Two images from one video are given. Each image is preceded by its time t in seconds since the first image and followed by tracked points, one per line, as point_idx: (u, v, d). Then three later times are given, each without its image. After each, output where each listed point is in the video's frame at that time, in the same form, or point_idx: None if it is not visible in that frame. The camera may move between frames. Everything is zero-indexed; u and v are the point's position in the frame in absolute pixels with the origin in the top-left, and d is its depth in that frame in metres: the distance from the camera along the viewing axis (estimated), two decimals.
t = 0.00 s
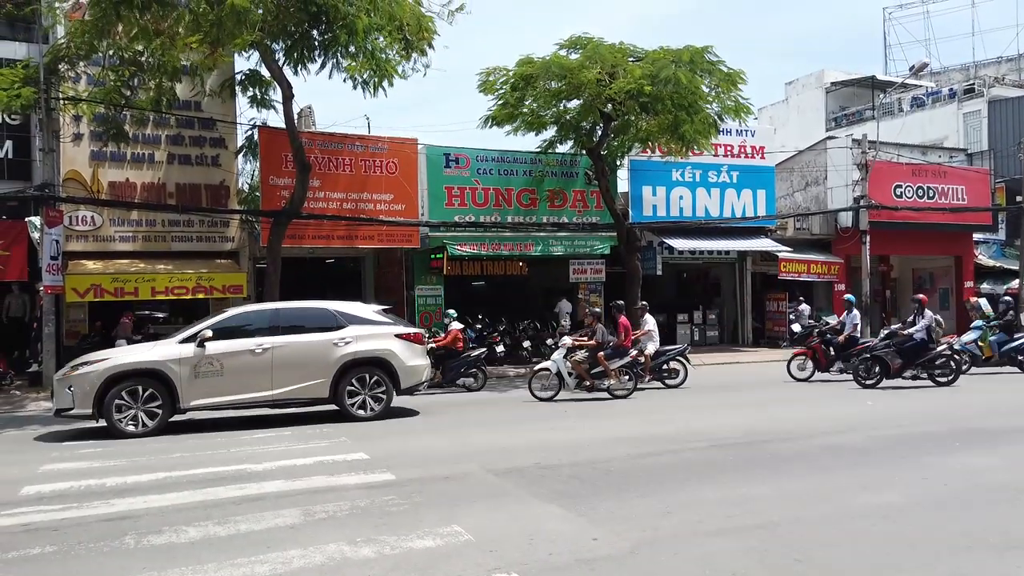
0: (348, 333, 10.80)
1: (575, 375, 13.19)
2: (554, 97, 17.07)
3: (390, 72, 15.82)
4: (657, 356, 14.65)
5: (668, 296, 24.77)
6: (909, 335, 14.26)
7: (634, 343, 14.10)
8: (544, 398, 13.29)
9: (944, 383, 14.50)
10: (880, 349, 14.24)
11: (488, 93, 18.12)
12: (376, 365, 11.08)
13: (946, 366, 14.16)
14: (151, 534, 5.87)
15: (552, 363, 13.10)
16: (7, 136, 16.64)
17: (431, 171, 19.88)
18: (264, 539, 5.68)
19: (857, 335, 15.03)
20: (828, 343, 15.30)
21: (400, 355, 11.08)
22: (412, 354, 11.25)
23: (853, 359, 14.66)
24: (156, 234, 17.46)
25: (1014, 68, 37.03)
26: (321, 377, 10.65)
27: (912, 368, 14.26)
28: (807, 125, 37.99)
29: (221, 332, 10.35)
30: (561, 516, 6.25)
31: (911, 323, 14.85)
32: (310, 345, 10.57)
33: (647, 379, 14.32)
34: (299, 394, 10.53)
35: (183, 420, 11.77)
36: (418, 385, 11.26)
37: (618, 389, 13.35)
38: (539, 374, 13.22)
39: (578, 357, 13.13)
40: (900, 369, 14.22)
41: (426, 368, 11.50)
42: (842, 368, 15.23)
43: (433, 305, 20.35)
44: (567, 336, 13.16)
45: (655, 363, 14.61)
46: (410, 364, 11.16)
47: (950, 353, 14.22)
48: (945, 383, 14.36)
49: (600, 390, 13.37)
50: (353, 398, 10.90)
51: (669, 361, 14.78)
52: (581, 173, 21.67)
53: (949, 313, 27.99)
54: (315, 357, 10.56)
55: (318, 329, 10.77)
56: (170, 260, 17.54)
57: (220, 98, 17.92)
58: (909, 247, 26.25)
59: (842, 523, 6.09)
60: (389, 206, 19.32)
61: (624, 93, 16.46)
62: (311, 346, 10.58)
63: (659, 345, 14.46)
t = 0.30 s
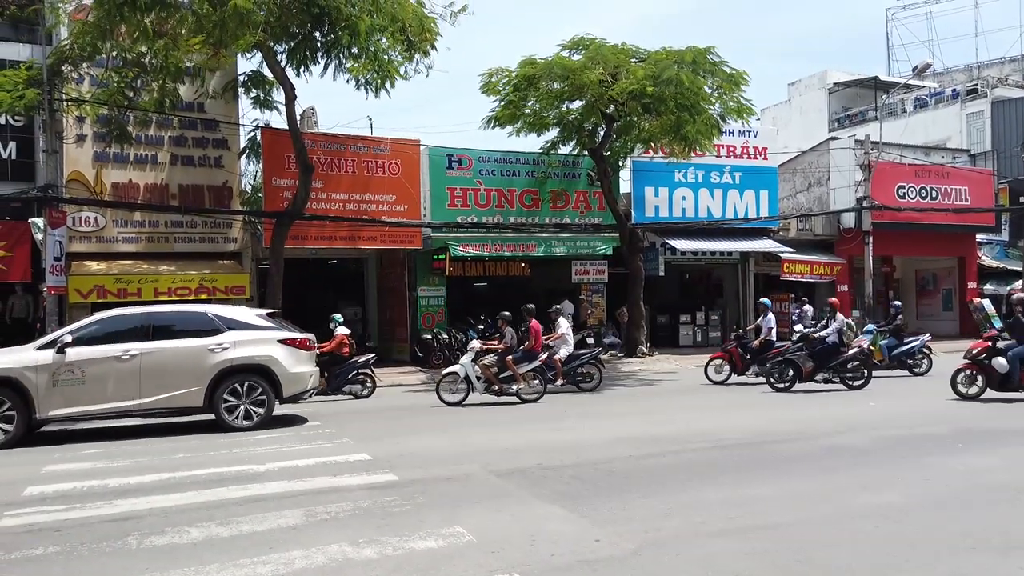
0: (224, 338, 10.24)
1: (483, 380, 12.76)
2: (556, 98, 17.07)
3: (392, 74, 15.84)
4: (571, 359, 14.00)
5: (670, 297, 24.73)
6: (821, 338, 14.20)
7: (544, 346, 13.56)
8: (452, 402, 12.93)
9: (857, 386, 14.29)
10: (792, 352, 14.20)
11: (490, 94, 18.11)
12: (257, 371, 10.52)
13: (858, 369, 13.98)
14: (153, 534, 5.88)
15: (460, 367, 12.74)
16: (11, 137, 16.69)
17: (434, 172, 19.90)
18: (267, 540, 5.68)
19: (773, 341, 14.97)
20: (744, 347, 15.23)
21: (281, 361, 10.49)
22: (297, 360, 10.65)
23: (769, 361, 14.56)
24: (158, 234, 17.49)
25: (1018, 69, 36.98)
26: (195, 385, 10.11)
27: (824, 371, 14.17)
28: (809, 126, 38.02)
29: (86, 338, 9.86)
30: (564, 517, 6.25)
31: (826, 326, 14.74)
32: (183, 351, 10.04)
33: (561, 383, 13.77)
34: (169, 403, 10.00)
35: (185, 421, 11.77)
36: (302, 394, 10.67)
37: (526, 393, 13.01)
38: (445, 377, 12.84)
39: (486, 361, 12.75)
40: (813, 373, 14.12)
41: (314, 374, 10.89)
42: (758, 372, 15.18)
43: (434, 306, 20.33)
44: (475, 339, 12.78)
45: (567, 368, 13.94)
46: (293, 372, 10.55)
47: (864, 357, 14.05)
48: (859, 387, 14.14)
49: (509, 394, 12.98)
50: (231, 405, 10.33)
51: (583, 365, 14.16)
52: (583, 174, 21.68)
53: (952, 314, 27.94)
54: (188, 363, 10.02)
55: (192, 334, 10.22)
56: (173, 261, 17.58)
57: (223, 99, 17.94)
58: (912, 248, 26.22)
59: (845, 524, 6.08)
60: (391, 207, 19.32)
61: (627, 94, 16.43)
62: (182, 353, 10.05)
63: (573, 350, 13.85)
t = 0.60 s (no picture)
0: (82, 344, 9.78)
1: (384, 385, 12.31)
2: (558, 99, 17.09)
3: (394, 75, 15.87)
4: (481, 363, 13.93)
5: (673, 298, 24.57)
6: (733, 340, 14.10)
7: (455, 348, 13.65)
8: (351, 407, 12.63)
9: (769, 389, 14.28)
10: (704, 355, 14.15)
11: (492, 95, 18.12)
12: (120, 379, 10.07)
13: (770, 372, 13.98)
14: (156, 535, 5.89)
15: (360, 371, 12.36)
16: (14, 138, 16.72)
17: (436, 172, 19.90)
18: (270, 540, 5.69)
19: (689, 344, 14.78)
20: (662, 350, 15.07)
21: (145, 368, 10.06)
22: (164, 367, 10.26)
23: (683, 363, 14.37)
24: (161, 235, 17.52)
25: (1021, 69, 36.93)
26: (49, 394, 9.60)
27: (736, 373, 14.06)
28: (811, 127, 37.98)
29: None
30: (566, 518, 6.25)
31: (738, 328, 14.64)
32: (37, 358, 9.55)
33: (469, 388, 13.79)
34: (20, 413, 9.46)
35: (188, 422, 11.78)
36: (167, 401, 10.24)
37: (429, 398, 12.62)
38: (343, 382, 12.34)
39: (387, 365, 12.31)
40: (724, 376, 14.04)
41: (182, 382, 10.51)
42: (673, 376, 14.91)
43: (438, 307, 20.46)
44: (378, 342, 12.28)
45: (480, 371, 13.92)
46: (159, 379, 10.15)
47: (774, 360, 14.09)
48: (770, 390, 14.11)
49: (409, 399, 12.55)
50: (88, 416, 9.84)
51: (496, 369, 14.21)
52: (585, 175, 21.69)
53: (955, 315, 27.90)
54: (39, 372, 9.53)
55: (43, 341, 9.74)
56: (176, 261, 17.61)
57: (225, 100, 17.97)
58: (915, 249, 26.18)
59: (848, 525, 6.07)
60: (393, 207, 19.34)
61: (629, 94, 16.41)
62: (37, 360, 9.55)
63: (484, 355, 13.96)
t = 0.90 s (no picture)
0: None
1: (273, 391, 12.06)
2: (560, 100, 17.12)
3: (396, 76, 15.89)
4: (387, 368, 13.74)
5: (674, 299, 24.87)
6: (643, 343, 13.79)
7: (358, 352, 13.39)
8: (240, 415, 12.21)
9: (681, 393, 14.01)
10: (616, 359, 13.77)
11: (494, 95, 18.12)
12: None
13: (680, 375, 13.68)
14: (158, 535, 5.90)
15: (247, 377, 11.97)
16: (17, 139, 16.76)
17: (439, 173, 19.91)
18: (273, 540, 5.70)
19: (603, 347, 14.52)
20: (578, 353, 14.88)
21: None
22: None
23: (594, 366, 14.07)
24: (164, 235, 17.55)
25: None
26: None
27: (647, 378, 13.68)
28: (814, 127, 37.91)
29: None
30: (567, 519, 6.25)
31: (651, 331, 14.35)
32: None
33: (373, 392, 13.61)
34: None
35: (190, 422, 11.80)
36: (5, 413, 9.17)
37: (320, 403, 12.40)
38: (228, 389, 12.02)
39: (276, 370, 12.07)
40: (635, 380, 13.63)
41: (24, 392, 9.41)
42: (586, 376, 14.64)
43: (439, 308, 20.38)
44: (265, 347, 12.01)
45: (385, 376, 13.75)
46: None
47: (685, 363, 13.80)
48: (681, 394, 13.89)
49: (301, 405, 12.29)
50: None
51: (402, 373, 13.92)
52: (587, 175, 21.70)
53: (957, 316, 27.90)
54: None
55: None
56: (179, 262, 17.63)
57: (228, 101, 18.02)
58: (917, 249, 26.14)
59: (850, 527, 6.05)
60: (395, 208, 19.36)
61: (631, 96, 16.39)
62: None
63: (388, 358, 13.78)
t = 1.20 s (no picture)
0: None
1: (148, 399, 11.76)
2: (562, 101, 17.12)
3: (398, 77, 15.88)
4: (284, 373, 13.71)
5: (676, 300, 24.87)
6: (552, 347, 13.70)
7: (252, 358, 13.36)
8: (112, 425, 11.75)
9: (590, 398, 13.88)
10: (525, 363, 13.68)
11: (496, 96, 18.13)
12: None
13: (590, 380, 13.54)
14: (160, 536, 5.90)
15: (119, 385, 11.64)
16: (20, 140, 16.80)
17: (441, 174, 19.92)
18: (275, 541, 5.70)
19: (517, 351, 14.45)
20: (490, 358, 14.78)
21: None
22: None
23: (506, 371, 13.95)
24: (166, 236, 17.56)
25: None
26: None
27: (556, 382, 13.61)
28: (815, 128, 37.87)
29: None
30: (569, 520, 6.24)
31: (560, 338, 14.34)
32: None
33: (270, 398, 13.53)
34: None
35: (191, 423, 11.80)
36: None
37: (199, 411, 12.11)
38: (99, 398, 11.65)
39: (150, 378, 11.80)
40: (543, 384, 13.52)
41: None
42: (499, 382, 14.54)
43: (440, 309, 20.35)
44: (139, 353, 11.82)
45: (280, 382, 13.73)
46: None
47: (594, 367, 13.62)
48: (591, 399, 13.73)
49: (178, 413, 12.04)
50: None
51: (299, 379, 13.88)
52: (589, 176, 21.71)
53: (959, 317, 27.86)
54: None
55: None
56: (181, 263, 17.65)
57: (230, 102, 18.05)
58: (919, 250, 26.11)
59: (853, 529, 6.03)
60: (397, 209, 19.37)
61: (633, 97, 16.37)
62: None
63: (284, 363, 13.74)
